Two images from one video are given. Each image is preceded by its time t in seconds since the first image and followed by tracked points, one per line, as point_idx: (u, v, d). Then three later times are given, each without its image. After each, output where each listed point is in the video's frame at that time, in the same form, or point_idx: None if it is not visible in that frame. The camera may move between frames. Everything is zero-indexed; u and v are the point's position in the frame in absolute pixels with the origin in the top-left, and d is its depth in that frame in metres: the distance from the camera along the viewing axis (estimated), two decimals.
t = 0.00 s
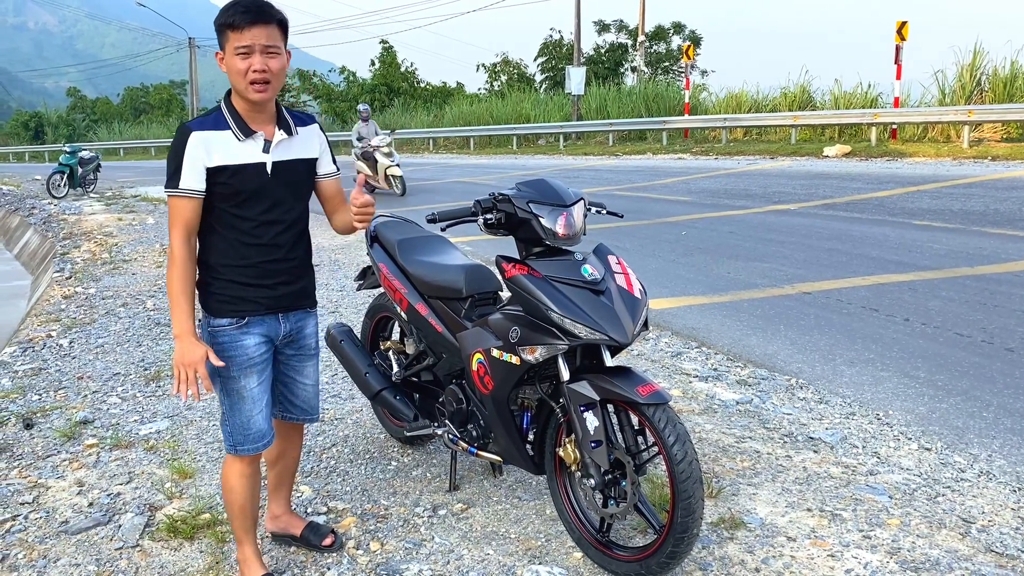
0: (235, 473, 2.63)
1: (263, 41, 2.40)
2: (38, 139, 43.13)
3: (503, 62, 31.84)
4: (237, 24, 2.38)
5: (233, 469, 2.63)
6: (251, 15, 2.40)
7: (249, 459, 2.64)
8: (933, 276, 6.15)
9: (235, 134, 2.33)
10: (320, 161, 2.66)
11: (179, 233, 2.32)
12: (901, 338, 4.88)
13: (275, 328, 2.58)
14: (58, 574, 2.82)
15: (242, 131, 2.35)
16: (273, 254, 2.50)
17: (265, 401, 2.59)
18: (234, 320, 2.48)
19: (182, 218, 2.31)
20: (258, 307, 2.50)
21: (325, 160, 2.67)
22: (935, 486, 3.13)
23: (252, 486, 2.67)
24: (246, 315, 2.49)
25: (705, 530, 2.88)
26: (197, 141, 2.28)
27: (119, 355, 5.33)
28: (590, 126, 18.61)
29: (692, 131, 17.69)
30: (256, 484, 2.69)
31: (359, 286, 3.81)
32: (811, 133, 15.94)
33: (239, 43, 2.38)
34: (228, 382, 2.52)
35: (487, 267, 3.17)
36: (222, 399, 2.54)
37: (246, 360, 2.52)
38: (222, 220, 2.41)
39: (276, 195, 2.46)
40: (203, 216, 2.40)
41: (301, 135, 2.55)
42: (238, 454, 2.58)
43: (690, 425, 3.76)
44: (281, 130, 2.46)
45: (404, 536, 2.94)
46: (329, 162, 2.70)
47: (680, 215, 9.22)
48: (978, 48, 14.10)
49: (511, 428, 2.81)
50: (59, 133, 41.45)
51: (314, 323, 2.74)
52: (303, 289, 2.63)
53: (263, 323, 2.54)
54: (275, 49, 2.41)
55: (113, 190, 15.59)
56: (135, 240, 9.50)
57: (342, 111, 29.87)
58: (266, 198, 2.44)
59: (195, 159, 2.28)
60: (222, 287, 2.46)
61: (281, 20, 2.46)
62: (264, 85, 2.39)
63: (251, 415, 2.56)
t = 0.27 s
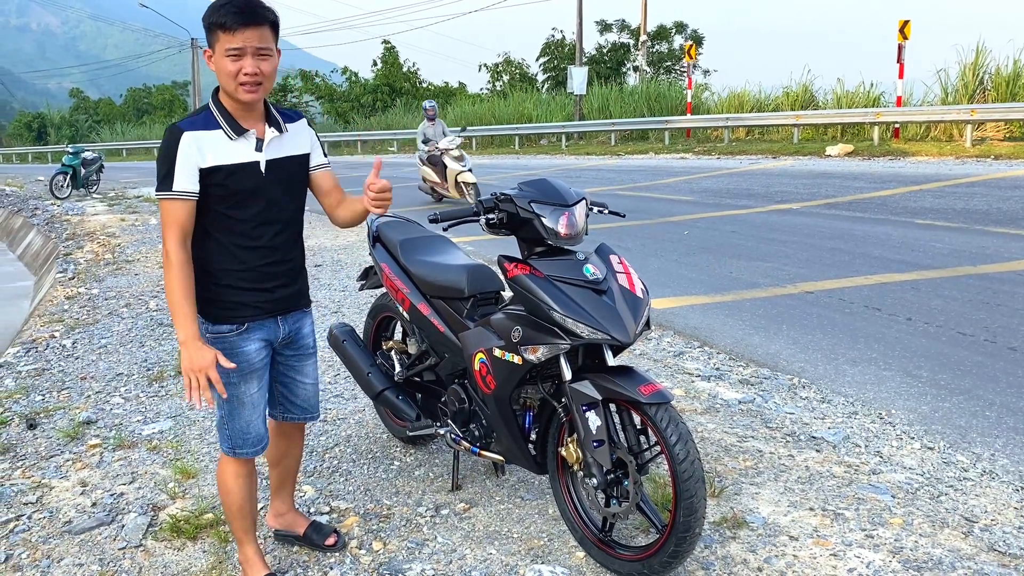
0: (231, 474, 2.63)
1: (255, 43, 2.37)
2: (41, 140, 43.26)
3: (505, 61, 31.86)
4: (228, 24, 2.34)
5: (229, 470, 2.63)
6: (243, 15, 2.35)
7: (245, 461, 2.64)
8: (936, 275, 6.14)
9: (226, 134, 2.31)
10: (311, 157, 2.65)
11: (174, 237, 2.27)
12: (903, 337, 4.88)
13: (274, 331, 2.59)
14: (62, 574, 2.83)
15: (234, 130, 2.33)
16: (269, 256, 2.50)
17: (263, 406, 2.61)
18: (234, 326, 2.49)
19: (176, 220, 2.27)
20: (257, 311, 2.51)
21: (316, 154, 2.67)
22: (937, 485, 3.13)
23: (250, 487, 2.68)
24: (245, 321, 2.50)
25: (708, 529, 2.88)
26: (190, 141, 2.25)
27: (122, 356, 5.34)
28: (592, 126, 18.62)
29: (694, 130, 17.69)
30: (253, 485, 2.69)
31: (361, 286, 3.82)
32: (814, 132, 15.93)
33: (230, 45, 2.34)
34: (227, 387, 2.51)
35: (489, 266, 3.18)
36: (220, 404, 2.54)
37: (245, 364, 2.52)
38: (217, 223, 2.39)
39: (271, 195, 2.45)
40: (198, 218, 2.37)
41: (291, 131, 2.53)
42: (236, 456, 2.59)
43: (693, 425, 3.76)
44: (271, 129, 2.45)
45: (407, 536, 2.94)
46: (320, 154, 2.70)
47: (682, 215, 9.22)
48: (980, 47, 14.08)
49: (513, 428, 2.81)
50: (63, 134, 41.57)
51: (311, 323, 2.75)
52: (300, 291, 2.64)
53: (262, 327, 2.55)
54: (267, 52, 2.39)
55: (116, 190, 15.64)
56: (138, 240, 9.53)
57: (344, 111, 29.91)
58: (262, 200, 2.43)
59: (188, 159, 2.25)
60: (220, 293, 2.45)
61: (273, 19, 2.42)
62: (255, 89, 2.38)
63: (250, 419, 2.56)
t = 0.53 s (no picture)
0: (231, 475, 2.63)
1: (248, 40, 2.36)
2: (44, 141, 43.34)
3: (507, 61, 31.86)
4: (219, 23, 2.34)
5: (229, 472, 2.63)
6: (233, 13, 2.35)
7: (245, 463, 2.65)
8: (938, 274, 6.13)
9: (221, 136, 2.31)
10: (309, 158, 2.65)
11: (174, 243, 2.29)
12: (906, 337, 4.87)
13: (273, 334, 2.59)
14: (64, 574, 2.83)
15: (229, 133, 2.33)
16: (266, 261, 2.50)
17: (263, 410, 2.61)
18: (233, 330, 2.49)
19: (174, 225, 2.28)
20: (255, 315, 2.51)
21: (312, 156, 2.67)
22: (940, 484, 3.12)
23: (251, 488, 2.68)
24: (244, 325, 2.50)
25: (710, 528, 2.88)
26: (184, 144, 2.25)
27: (125, 356, 5.35)
28: (594, 126, 18.62)
29: (696, 129, 17.67)
30: (254, 486, 2.70)
31: (363, 286, 3.82)
32: (816, 131, 15.91)
33: (222, 44, 2.33)
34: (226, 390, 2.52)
35: (490, 266, 3.18)
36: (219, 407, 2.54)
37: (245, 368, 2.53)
38: (214, 228, 2.40)
39: (267, 199, 2.44)
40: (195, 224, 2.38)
41: (287, 133, 2.53)
42: (236, 458, 2.59)
43: (695, 424, 3.76)
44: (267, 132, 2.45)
45: (409, 536, 2.94)
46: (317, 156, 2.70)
47: (684, 214, 9.22)
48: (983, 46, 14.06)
49: (515, 427, 2.81)
50: (65, 134, 41.67)
51: (311, 324, 2.76)
52: (298, 294, 2.64)
53: (261, 330, 2.55)
54: (261, 50, 2.39)
55: (118, 191, 15.67)
56: (140, 240, 9.55)
57: (346, 111, 29.93)
58: (259, 204, 2.43)
59: (182, 163, 2.25)
60: (218, 298, 2.46)
61: (264, 17, 2.42)
62: (249, 89, 2.37)
63: (249, 422, 2.57)
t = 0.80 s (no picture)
0: (235, 476, 2.64)
1: (244, 38, 2.36)
2: (47, 142, 43.43)
3: (509, 60, 31.87)
4: (215, 22, 2.34)
5: (232, 474, 2.64)
6: (229, 11, 2.35)
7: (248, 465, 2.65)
8: (942, 273, 6.12)
9: (220, 138, 2.32)
10: (312, 160, 2.65)
11: (171, 247, 2.30)
12: (909, 336, 4.87)
13: (275, 336, 2.59)
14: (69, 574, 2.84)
15: (228, 135, 2.33)
16: (268, 262, 2.51)
17: (265, 412, 2.61)
18: (234, 333, 2.49)
19: (172, 229, 2.29)
20: (256, 318, 2.52)
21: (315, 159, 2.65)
22: (943, 483, 3.12)
23: (254, 489, 2.69)
24: (245, 328, 2.51)
25: (713, 528, 2.88)
26: (182, 147, 2.25)
27: (128, 356, 5.36)
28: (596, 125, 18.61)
29: (699, 129, 17.66)
30: (258, 487, 2.70)
31: (365, 286, 3.82)
32: (818, 131, 15.90)
33: (218, 43, 2.34)
34: (229, 393, 2.53)
35: (493, 266, 3.18)
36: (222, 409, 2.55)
37: (246, 371, 2.53)
38: (213, 231, 2.40)
39: (267, 201, 2.44)
40: (194, 226, 2.38)
41: (288, 133, 2.53)
42: (238, 460, 2.60)
43: (698, 424, 3.76)
44: (268, 132, 2.46)
45: (412, 535, 2.95)
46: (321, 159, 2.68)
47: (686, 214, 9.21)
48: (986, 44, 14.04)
49: (517, 427, 2.81)
50: (68, 135, 41.75)
51: (314, 325, 2.76)
52: (299, 295, 2.64)
53: (263, 333, 2.56)
54: (258, 47, 2.38)
55: (121, 191, 15.70)
56: (143, 241, 9.56)
57: (348, 112, 29.95)
58: (259, 206, 2.43)
59: (180, 166, 2.25)
60: (218, 300, 2.46)
61: (260, 13, 2.41)
62: (247, 86, 2.37)
63: (251, 424, 2.58)
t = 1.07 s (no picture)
0: (238, 478, 2.64)
1: (245, 40, 2.36)
2: (50, 142, 43.52)
3: (511, 60, 31.87)
4: (216, 23, 2.34)
5: (236, 477, 2.64)
6: (231, 13, 2.35)
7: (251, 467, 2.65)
8: (944, 273, 6.11)
9: (220, 140, 2.32)
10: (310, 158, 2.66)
11: (169, 250, 2.29)
12: (911, 335, 4.86)
13: (279, 337, 2.60)
14: (71, 574, 2.84)
15: (227, 136, 2.33)
16: (270, 263, 2.51)
17: (268, 415, 2.61)
18: (237, 336, 2.49)
19: (171, 232, 2.28)
20: (260, 319, 2.51)
21: (316, 155, 2.71)
22: (945, 483, 3.12)
23: (258, 490, 2.69)
24: (249, 330, 2.50)
25: (715, 528, 2.88)
26: (182, 149, 2.25)
27: (130, 357, 5.36)
28: (598, 125, 18.61)
29: (700, 128, 17.65)
30: (262, 488, 2.70)
31: (368, 286, 3.83)
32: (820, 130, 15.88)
33: (219, 45, 2.34)
34: (233, 395, 2.53)
35: (494, 265, 3.19)
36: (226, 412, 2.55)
37: (250, 373, 2.53)
38: (214, 233, 2.40)
39: (268, 202, 2.44)
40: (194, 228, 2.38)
41: (287, 133, 2.54)
42: (243, 461, 2.60)
43: (700, 423, 3.75)
44: (267, 133, 2.46)
45: (414, 535, 2.95)
46: (322, 156, 2.74)
47: (688, 213, 9.20)
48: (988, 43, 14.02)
49: (520, 426, 2.81)
50: (70, 136, 41.82)
51: (317, 325, 2.76)
52: (302, 296, 2.64)
53: (266, 335, 2.56)
54: (258, 51, 2.38)
55: (124, 191, 15.71)
56: (146, 241, 9.58)
57: (350, 111, 29.97)
58: (260, 207, 2.43)
59: (180, 168, 2.25)
60: (219, 302, 2.46)
61: (261, 16, 2.41)
62: (245, 89, 2.37)
63: (256, 426, 2.58)
